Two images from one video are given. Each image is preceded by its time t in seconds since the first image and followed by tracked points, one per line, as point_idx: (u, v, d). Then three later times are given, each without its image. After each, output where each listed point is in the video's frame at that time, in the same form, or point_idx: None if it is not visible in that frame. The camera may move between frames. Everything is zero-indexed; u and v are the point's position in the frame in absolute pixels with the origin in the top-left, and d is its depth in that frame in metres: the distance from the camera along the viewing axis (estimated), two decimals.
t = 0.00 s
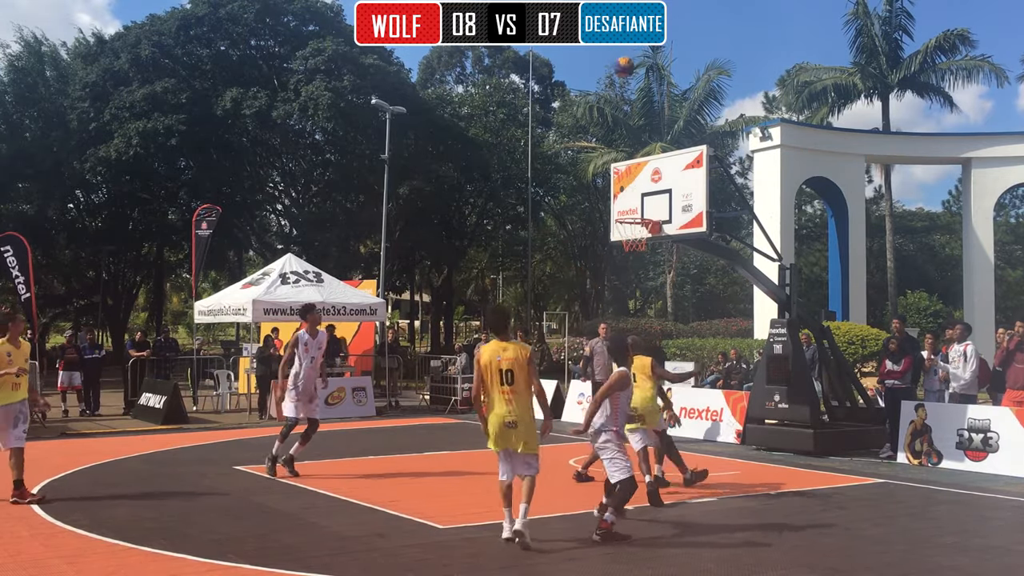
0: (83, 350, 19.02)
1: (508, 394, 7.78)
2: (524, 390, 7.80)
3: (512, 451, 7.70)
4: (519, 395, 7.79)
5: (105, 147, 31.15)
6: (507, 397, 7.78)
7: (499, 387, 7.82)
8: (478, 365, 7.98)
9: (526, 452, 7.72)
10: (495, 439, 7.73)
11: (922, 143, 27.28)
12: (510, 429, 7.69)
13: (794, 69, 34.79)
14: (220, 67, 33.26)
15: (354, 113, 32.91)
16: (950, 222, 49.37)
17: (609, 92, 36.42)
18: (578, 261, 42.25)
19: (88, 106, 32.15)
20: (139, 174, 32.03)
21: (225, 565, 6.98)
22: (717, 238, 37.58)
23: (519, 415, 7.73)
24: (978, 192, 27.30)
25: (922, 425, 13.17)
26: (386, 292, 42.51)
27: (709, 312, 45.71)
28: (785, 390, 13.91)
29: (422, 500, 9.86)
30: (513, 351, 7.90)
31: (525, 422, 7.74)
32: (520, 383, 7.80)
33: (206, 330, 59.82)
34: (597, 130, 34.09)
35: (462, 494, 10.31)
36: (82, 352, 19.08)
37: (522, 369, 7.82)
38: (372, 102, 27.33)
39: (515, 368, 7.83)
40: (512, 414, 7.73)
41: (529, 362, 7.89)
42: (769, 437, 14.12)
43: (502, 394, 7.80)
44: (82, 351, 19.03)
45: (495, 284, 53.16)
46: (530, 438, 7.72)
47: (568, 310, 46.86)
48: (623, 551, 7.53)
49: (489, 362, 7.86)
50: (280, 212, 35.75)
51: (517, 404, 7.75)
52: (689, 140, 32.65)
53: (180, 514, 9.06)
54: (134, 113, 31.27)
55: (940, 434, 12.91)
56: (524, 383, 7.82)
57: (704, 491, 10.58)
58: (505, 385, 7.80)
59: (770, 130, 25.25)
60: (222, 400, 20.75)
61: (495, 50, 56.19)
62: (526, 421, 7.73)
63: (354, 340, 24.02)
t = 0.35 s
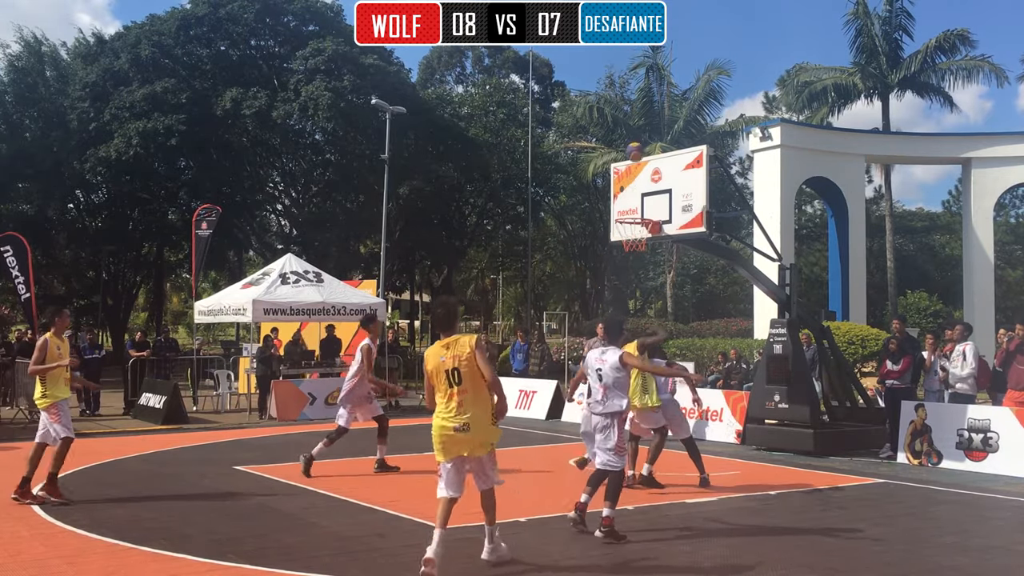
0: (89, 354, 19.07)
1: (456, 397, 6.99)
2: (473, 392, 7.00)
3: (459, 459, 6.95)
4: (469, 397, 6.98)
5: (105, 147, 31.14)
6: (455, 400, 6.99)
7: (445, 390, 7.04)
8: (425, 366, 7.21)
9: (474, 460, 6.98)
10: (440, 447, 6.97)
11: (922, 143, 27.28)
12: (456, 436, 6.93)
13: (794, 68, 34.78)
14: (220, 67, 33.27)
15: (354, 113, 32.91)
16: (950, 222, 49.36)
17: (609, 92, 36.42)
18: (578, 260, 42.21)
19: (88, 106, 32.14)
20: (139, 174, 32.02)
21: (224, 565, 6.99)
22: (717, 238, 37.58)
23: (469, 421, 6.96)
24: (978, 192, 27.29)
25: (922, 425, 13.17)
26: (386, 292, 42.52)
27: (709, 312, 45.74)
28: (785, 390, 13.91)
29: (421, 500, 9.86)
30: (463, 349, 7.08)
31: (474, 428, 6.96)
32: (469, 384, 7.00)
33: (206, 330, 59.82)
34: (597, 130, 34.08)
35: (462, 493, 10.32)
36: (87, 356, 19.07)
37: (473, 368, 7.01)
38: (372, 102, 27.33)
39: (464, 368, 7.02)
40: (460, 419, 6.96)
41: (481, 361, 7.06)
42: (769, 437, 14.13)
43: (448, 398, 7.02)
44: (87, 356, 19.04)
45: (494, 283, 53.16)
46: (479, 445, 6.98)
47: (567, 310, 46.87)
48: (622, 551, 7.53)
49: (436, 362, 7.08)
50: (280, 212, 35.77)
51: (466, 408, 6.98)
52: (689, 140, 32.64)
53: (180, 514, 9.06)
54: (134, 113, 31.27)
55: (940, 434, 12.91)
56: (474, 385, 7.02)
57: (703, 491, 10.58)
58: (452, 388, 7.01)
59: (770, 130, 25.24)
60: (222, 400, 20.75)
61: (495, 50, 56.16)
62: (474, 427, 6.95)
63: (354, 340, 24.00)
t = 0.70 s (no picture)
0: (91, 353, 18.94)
1: (387, 411, 5.45)
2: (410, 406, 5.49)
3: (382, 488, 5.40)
4: (401, 414, 5.44)
5: (105, 147, 31.15)
6: (386, 415, 5.45)
7: (374, 401, 5.49)
8: (351, 373, 5.69)
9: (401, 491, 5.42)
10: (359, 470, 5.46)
11: (922, 143, 27.30)
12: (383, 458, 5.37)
13: (794, 69, 34.78)
14: (220, 67, 33.29)
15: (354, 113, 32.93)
16: (950, 222, 49.37)
17: (609, 92, 36.44)
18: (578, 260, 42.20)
19: (88, 106, 32.14)
20: (139, 175, 32.02)
21: (224, 565, 6.99)
22: (716, 238, 37.63)
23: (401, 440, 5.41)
24: (978, 192, 27.29)
25: (922, 425, 13.17)
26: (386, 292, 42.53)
27: (709, 312, 45.78)
28: (785, 390, 13.91)
29: (420, 501, 9.85)
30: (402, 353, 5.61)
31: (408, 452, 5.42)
32: (405, 397, 5.48)
33: (206, 330, 59.80)
34: (597, 130, 34.07)
35: (461, 494, 10.33)
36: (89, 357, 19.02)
37: (411, 377, 5.51)
38: (372, 102, 27.34)
39: (403, 375, 5.51)
40: (391, 438, 5.41)
41: (422, 371, 5.57)
42: (769, 437, 14.14)
43: (377, 411, 5.46)
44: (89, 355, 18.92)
45: (495, 283, 53.19)
46: (412, 473, 5.41)
47: (568, 310, 46.87)
48: (622, 551, 7.52)
49: (366, 367, 5.57)
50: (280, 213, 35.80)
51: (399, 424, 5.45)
52: (689, 140, 32.65)
53: (180, 514, 9.06)
54: (134, 113, 31.27)
55: (940, 434, 12.92)
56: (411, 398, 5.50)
57: (703, 491, 10.58)
58: (383, 399, 5.47)
59: (770, 130, 25.25)
60: (222, 400, 20.75)
61: (495, 50, 56.16)
62: (408, 450, 5.42)
63: (354, 340, 24.02)
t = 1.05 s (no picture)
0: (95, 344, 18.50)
1: (308, 423, 4.72)
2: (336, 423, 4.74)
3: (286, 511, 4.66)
4: (326, 431, 4.71)
5: (105, 147, 31.13)
6: (305, 427, 4.72)
7: (295, 411, 4.77)
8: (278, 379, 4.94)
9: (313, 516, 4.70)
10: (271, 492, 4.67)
11: (922, 143, 27.29)
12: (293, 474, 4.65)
13: (794, 68, 34.77)
14: (220, 67, 33.29)
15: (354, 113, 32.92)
16: (950, 222, 49.35)
17: (609, 92, 36.44)
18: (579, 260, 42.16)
19: (88, 106, 32.09)
20: (139, 174, 32.00)
21: (224, 565, 6.99)
22: (716, 238, 37.63)
23: (316, 457, 4.68)
24: (978, 192, 27.28)
25: (922, 425, 13.18)
26: (386, 292, 42.53)
27: (709, 312, 45.78)
28: (785, 390, 13.91)
29: (420, 501, 9.84)
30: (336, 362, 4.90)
31: (322, 472, 4.67)
32: (330, 411, 4.72)
33: (206, 330, 59.78)
34: (597, 130, 34.04)
35: (460, 494, 10.33)
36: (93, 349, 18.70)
37: (342, 391, 4.77)
38: (372, 102, 27.32)
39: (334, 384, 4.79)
40: (306, 452, 4.68)
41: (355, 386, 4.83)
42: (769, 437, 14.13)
43: (296, 421, 4.74)
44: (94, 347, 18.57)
45: (495, 283, 53.19)
46: (328, 497, 4.68)
47: (568, 310, 46.85)
48: (622, 551, 7.51)
49: (289, 374, 4.88)
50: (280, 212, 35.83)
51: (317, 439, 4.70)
52: (689, 140, 32.64)
53: (179, 514, 9.05)
54: (134, 113, 31.25)
55: (940, 434, 12.92)
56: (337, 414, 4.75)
57: (702, 491, 10.56)
58: (305, 409, 4.74)
59: (770, 130, 25.24)
60: (222, 400, 20.75)
61: (495, 49, 56.14)
62: (326, 470, 4.68)
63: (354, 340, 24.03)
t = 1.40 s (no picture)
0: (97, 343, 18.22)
1: (219, 446, 4.04)
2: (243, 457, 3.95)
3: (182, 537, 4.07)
4: (228, 459, 3.96)
5: (105, 147, 31.10)
6: (217, 449, 4.05)
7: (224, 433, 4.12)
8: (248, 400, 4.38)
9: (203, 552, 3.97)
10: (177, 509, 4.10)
11: (922, 143, 27.30)
12: (187, 498, 4.03)
13: (794, 68, 34.77)
14: (220, 67, 33.31)
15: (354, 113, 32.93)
16: (950, 222, 49.34)
17: (609, 92, 36.45)
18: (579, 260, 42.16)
19: (87, 106, 32.04)
20: (139, 174, 31.99)
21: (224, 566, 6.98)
22: (716, 238, 37.66)
23: (206, 487, 3.95)
24: (978, 192, 27.28)
25: (922, 425, 13.18)
26: (386, 292, 42.53)
27: (709, 312, 45.79)
28: (785, 390, 13.90)
29: (420, 500, 9.85)
30: (286, 392, 4.10)
31: (210, 504, 3.94)
32: (239, 443, 3.97)
33: (206, 330, 59.78)
34: (597, 130, 34.03)
35: (460, 494, 10.34)
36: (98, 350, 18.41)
37: (264, 425, 3.99)
38: (372, 102, 27.32)
39: (263, 416, 4.02)
40: (202, 478, 4.00)
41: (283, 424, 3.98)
42: (768, 438, 14.15)
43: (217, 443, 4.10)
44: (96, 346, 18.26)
45: (494, 283, 53.20)
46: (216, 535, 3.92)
47: (567, 309, 46.87)
48: (622, 551, 7.52)
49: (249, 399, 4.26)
50: (280, 212, 35.88)
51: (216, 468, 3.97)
52: (689, 140, 32.65)
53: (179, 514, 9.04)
54: (134, 113, 31.25)
55: (940, 434, 12.92)
56: (248, 447, 3.96)
57: (703, 491, 10.57)
58: (227, 433, 4.07)
59: (770, 130, 25.24)
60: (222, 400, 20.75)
61: (495, 50, 56.14)
62: (215, 502, 3.91)
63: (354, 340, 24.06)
